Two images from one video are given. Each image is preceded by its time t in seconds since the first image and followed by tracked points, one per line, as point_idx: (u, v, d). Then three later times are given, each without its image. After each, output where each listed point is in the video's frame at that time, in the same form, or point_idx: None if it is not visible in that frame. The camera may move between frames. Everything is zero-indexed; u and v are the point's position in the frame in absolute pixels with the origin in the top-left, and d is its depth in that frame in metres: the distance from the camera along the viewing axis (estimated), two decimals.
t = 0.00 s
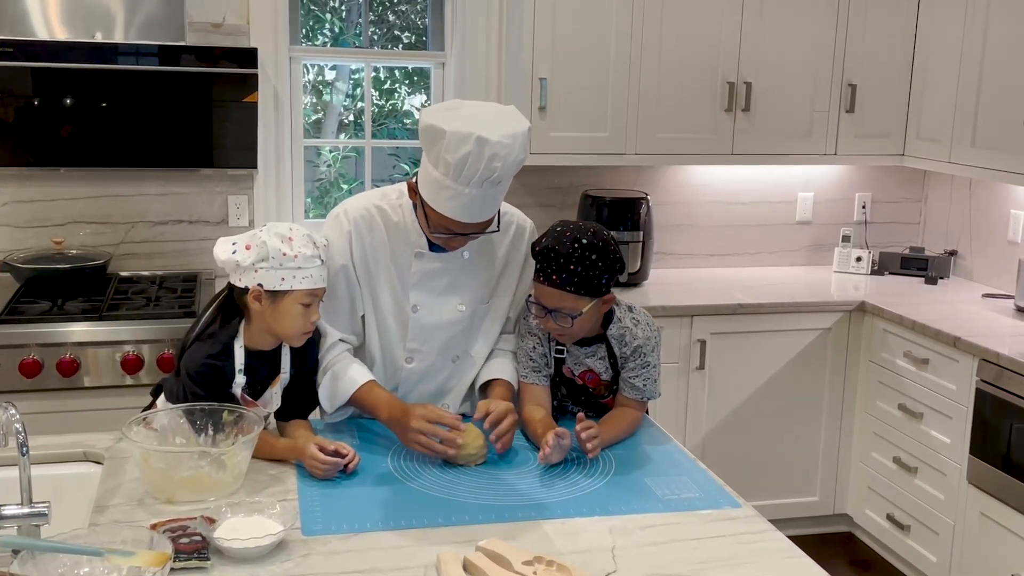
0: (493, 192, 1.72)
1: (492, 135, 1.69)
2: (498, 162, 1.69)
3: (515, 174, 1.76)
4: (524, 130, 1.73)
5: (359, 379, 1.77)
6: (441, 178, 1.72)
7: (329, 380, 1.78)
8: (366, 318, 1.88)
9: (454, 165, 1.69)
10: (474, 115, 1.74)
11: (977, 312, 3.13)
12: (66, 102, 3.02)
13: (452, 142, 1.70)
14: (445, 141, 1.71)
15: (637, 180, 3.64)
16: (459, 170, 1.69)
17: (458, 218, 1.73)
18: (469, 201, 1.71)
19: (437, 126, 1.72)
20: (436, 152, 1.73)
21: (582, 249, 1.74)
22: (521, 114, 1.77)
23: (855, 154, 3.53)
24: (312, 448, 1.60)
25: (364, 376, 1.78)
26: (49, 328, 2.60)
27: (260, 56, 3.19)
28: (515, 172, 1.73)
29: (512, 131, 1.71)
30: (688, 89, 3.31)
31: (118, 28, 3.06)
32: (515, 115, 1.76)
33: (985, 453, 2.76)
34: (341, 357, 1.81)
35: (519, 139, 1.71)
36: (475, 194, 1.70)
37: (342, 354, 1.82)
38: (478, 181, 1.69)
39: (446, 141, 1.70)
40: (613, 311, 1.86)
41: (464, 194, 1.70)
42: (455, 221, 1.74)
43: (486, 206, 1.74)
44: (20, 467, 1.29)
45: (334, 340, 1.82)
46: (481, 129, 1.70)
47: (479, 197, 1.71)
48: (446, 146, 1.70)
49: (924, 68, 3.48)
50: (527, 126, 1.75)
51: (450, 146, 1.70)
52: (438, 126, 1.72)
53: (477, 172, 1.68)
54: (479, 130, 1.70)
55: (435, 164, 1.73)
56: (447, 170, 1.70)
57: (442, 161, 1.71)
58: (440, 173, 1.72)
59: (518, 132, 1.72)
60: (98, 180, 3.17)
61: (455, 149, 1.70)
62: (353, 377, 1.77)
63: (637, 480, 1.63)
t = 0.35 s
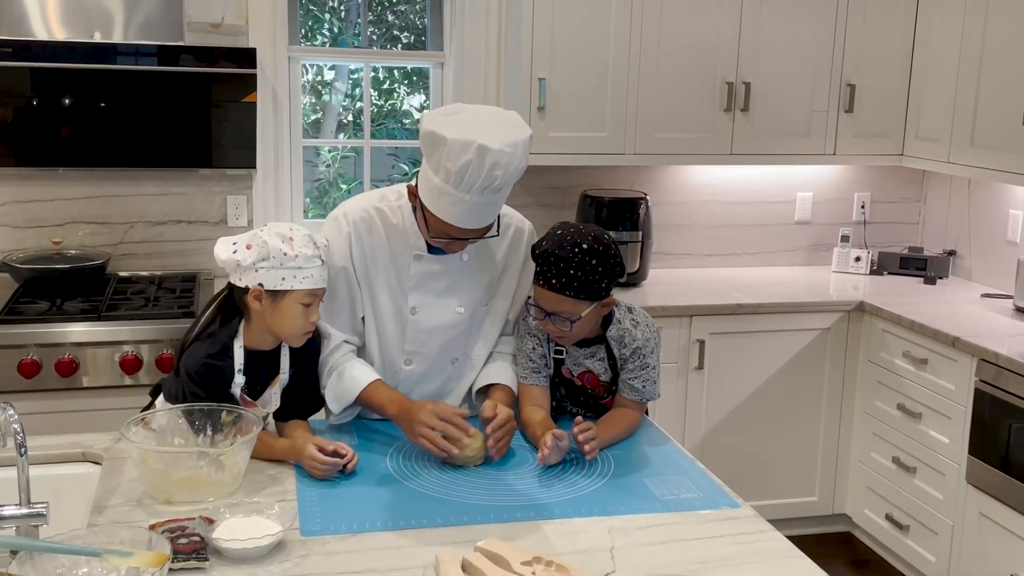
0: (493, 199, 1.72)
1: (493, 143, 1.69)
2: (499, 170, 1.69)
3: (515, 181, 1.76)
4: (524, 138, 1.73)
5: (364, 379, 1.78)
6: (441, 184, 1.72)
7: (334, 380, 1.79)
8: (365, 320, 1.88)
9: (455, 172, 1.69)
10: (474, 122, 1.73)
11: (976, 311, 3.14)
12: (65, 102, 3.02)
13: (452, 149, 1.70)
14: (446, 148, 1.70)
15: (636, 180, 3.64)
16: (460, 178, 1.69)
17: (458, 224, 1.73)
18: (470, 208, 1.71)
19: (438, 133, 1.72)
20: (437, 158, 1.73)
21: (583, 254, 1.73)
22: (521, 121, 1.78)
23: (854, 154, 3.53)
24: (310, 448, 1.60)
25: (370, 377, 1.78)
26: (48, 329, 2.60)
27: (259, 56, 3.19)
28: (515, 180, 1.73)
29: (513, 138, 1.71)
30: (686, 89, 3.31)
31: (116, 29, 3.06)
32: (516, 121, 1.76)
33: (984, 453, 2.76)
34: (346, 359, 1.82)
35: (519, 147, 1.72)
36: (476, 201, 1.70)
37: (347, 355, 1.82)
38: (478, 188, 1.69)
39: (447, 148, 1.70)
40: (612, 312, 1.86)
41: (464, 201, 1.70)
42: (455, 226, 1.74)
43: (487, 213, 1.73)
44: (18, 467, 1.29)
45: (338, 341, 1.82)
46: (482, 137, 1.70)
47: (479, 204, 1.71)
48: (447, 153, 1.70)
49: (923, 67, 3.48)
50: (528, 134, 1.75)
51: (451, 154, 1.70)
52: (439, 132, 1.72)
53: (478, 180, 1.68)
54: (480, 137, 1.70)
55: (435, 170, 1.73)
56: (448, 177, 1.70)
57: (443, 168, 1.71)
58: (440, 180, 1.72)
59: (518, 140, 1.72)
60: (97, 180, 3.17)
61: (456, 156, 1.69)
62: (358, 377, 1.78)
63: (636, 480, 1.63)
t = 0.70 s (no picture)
0: (490, 196, 1.72)
1: (490, 141, 1.69)
2: (496, 168, 1.69)
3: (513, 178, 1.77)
4: (522, 135, 1.73)
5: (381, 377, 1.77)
6: (439, 183, 1.72)
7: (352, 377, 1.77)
8: (365, 316, 1.87)
9: (452, 171, 1.69)
10: (472, 121, 1.74)
11: (975, 312, 3.14)
12: (64, 103, 3.02)
13: (449, 148, 1.70)
14: (443, 147, 1.70)
15: (635, 180, 3.64)
16: (457, 175, 1.69)
17: (455, 221, 1.73)
18: (466, 205, 1.72)
19: (436, 132, 1.72)
20: (434, 157, 1.73)
21: (586, 256, 1.74)
22: (518, 119, 1.78)
23: (853, 154, 3.53)
24: (309, 449, 1.60)
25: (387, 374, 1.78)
26: (47, 330, 2.60)
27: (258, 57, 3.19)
28: (513, 178, 1.74)
29: (509, 136, 1.71)
30: (685, 90, 3.31)
31: (116, 29, 3.07)
32: (513, 120, 1.76)
33: (983, 453, 2.76)
34: (359, 356, 1.80)
35: (516, 144, 1.71)
36: (473, 199, 1.71)
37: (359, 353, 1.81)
38: (475, 186, 1.69)
39: (444, 147, 1.70)
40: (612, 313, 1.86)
41: (462, 199, 1.71)
42: (452, 225, 1.75)
43: (483, 211, 1.74)
44: (18, 469, 1.29)
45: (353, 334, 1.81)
46: (479, 135, 1.70)
47: (476, 202, 1.72)
48: (444, 151, 1.70)
49: (922, 68, 3.48)
50: (525, 131, 1.75)
51: (448, 152, 1.70)
52: (437, 131, 1.72)
53: (476, 178, 1.68)
54: (477, 136, 1.70)
55: (434, 169, 1.73)
56: (445, 176, 1.70)
57: (441, 167, 1.71)
58: (438, 179, 1.72)
59: (517, 137, 1.72)
60: (96, 181, 3.17)
61: (454, 155, 1.69)
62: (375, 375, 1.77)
63: (635, 481, 1.63)
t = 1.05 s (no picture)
0: (488, 192, 1.72)
1: (486, 137, 1.70)
2: (492, 163, 1.70)
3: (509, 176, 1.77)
4: (518, 133, 1.74)
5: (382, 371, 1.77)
6: (436, 179, 1.72)
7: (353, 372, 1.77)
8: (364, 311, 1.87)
9: (449, 166, 1.69)
10: (470, 117, 1.74)
11: (974, 312, 3.14)
12: (64, 104, 3.02)
13: (446, 143, 1.70)
14: (439, 142, 1.71)
15: (635, 181, 3.64)
16: (454, 171, 1.69)
17: (453, 217, 1.73)
18: (463, 201, 1.71)
19: (431, 127, 1.73)
20: (431, 153, 1.73)
21: (609, 253, 1.74)
22: (515, 117, 1.78)
23: (852, 155, 3.53)
24: (308, 450, 1.60)
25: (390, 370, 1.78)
26: (47, 331, 2.60)
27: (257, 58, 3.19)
28: (509, 174, 1.74)
29: (507, 132, 1.72)
30: (685, 90, 3.32)
31: (116, 30, 3.06)
32: (511, 116, 1.77)
33: (982, 453, 2.77)
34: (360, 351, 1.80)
35: (513, 141, 1.72)
36: (469, 194, 1.70)
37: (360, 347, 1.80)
38: (472, 181, 1.69)
39: (441, 142, 1.71)
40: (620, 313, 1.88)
41: (458, 195, 1.71)
42: (450, 221, 1.74)
43: (480, 207, 1.74)
44: (17, 470, 1.29)
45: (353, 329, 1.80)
46: (476, 131, 1.71)
47: (473, 197, 1.71)
48: (441, 147, 1.71)
49: (921, 69, 3.49)
50: (522, 127, 1.76)
51: (444, 148, 1.70)
52: (432, 126, 1.72)
53: (472, 173, 1.68)
54: (474, 131, 1.70)
55: (431, 165, 1.73)
56: (442, 171, 1.70)
57: (437, 162, 1.71)
58: (435, 174, 1.72)
59: (513, 134, 1.72)
60: (96, 182, 3.17)
61: (450, 150, 1.70)
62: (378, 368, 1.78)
63: (635, 484, 1.63)
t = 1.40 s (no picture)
0: (486, 184, 1.72)
1: (483, 127, 1.70)
2: (489, 154, 1.70)
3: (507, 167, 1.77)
4: (514, 123, 1.74)
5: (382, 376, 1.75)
6: (434, 172, 1.72)
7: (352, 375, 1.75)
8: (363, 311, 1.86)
9: (446, 157, 1.69)
10: (467, 108, 1.74)
11: (973, 313, 3.14)
12: (63, 105, 3.02)
13: (443, 135, 1.71)
14: (436, 134, 1.71)
15: (634, 182, 3.64)
16: (451, 163, 1.69)
17: (453, 211, 1.72)
18: (461, 193, 1.71)
19: (428, 120, 1.73)
20: (428, 146, 1.73)
21: (641, 255, 1.74)
22: (511, 108, 1.78)
23: (851, 156, 3.53)
24: (307, 450, 1.60)
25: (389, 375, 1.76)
26: (46, 331, 2.60)
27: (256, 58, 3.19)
28: (506, 165, 1.75)
29: (505, 123, 1.72)
30: (684, 91, 3.32)
31: (114, 31, 3.07)
32: (507, 108, 1.77)
33: (981, 454, 2.77)
34: (359, 352, 1.77)
35: (509, 132, 1.73)
36: (468, 186, 1.70)
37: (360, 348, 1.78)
38: (470, 174, 1.70)
39: (437, 134, 1.71)
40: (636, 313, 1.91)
41: (457, 187, 1.71)
42: (450, 215, 1.73)
43: (479, 200, 1.73)
44: (16, 470, 1.29)
45: (353, 330, 1.77)
46: (472, 121, 1.71)
47: (472, 189, 1.71)
48: (438, 139, 1.71)
49: (920, 69, 3.49)
50: (519, 120, 1.76)
51: (441, 139, 1.71)
52: (429, 118, 1.72)
53: (469, 164, 1.69)
54: (470, 122, 1.70)
55: (428, 158, 1.73)
56: (439, 163, 1.71)
57: (434, 154, 1.71)
58: (433, 167, 1.72)
59: (511, 125, 1.73)
60: (95, 183, 3.17)
61: (446, 142, 1.70)
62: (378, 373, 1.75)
63: (635, 484, 1.63)
